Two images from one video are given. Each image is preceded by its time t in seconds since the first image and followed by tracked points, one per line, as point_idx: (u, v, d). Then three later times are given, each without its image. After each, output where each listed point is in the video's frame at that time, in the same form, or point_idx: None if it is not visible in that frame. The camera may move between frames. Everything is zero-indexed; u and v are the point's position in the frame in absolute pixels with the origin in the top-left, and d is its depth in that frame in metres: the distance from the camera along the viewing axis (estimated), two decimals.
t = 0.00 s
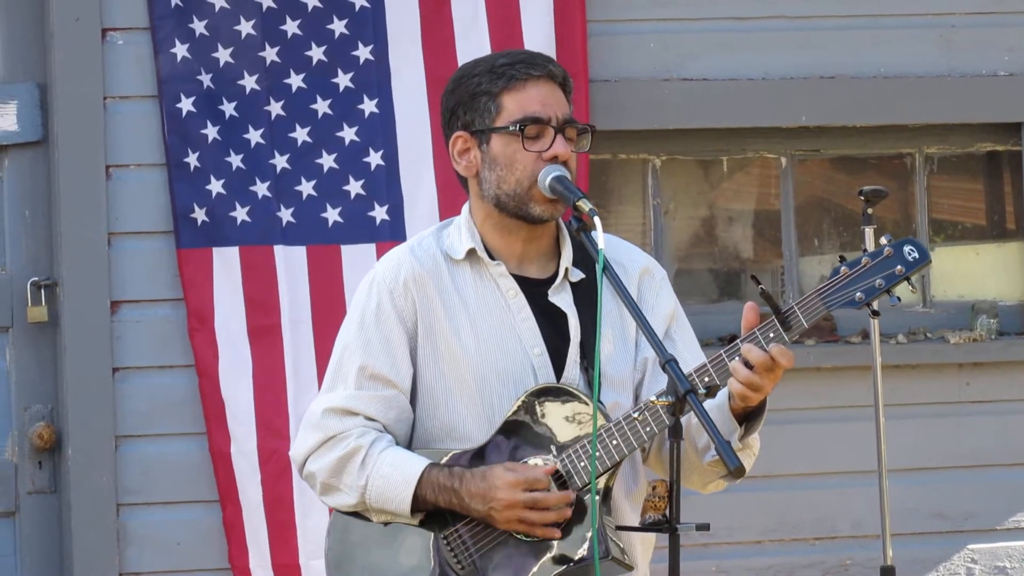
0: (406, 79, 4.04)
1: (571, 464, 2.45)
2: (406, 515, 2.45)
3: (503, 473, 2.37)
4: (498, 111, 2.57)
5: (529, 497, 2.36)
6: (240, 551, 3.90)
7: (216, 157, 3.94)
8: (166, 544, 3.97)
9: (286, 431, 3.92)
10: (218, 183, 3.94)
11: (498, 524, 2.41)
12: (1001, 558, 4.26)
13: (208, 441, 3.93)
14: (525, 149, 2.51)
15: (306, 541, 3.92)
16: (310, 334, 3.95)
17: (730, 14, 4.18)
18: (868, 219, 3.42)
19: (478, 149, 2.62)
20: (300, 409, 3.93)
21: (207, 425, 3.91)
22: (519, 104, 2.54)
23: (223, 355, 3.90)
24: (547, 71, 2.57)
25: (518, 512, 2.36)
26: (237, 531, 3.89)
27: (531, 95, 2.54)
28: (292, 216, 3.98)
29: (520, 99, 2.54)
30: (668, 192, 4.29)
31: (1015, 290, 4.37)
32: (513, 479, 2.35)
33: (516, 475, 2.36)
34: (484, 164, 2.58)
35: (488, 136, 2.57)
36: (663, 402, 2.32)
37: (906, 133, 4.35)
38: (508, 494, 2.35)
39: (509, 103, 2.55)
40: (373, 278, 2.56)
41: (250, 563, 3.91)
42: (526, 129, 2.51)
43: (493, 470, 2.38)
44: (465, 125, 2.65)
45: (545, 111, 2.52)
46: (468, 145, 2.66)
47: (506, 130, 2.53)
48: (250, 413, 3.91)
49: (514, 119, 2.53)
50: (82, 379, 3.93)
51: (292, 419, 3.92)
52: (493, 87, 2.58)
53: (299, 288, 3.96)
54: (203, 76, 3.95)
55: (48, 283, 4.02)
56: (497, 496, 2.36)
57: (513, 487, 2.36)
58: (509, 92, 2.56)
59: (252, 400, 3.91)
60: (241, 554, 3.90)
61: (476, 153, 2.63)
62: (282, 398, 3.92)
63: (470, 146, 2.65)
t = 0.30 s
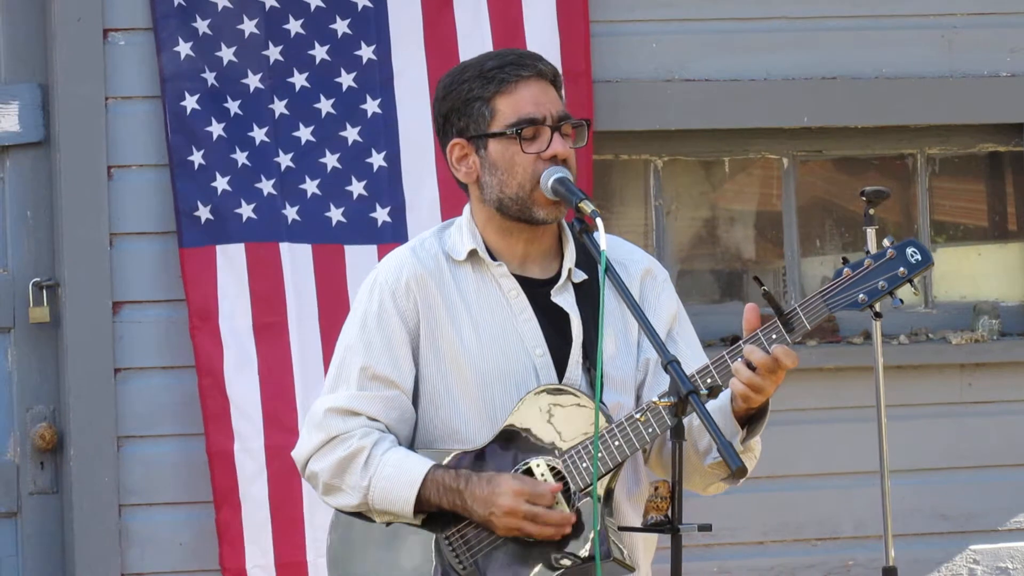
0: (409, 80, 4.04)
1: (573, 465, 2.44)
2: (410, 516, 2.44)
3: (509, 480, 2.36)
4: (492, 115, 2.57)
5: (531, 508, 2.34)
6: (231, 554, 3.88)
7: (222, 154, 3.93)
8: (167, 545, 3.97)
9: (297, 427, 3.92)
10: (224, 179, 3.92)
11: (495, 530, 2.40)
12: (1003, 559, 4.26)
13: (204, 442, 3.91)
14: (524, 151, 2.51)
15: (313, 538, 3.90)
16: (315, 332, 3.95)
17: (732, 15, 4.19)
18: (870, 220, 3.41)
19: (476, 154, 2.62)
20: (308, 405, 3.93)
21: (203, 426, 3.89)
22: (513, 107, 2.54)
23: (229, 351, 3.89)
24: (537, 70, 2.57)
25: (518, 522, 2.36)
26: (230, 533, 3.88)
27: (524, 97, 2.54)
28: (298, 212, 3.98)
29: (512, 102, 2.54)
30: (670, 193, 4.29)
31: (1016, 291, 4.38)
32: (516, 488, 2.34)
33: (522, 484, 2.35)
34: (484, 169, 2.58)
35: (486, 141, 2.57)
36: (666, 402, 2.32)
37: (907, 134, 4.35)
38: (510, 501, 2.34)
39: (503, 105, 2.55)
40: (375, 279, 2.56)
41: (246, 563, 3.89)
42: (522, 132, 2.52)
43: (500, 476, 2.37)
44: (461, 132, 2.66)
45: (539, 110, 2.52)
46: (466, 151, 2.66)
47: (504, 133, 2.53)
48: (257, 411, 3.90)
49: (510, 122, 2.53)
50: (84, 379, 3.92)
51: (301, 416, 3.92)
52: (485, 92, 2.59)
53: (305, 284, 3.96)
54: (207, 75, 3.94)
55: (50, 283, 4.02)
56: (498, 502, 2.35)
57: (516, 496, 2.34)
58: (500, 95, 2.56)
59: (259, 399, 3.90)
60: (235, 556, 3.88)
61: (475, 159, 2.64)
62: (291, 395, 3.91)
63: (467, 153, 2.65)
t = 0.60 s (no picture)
0: (410, 80, 4.04)
1: (574, 467, 2.43)
2: (410, 513, 2.45)
3: (504, 469, 2.37)
4: (494, 115, 2.57)
5: (531, 492, 2.35)
6: (220, 550, 3.86)
7: (223, 153, 3.92)
8: (167, 546, 3.97)
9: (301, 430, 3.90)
10: (229, 178, 3.92)
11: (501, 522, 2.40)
12: (1004, 559, 4.26)
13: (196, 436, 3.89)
14: (524, 152, 2.51)
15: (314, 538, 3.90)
16: (315, 335, 3.94)
17: (733, 15, 4.18)
18: (870, 220, 3.41)
19: (478, 154, 2.62)
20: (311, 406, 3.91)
21: (196, 420, 3.87)
22: (515, 108, 2.54)
23: (233, 341, 3.88)
24: (540, 71, 2.56)
25: (522, 507, 2.35)
26: (219, 529, 3.86)
27: (526, 97, 2.54)
28: (297, 216, 3.98)
29: (513, 102, 2.54)
30: (671, 193, 4.29)
31: (1017, 291, 4.39)
32: (513, 475, 2.35)
33: (517, 471, 2.36)
34: (485, 169, 2.59)
35: (487, 141, 2.57)
36: (667, 403, 2.32)
37: (908, 134, 4.35)
38: (509, 489, 2.34)
39: (504, 106, 2.55)
40: (376, 280, 2.56)
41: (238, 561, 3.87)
42: (523, 133, 2.51)
43: (494, 467, 2.38)
44: (463, 132, 2.66)
45: (541, 111, 2.52)
46: (468, 151, 2.66)
47: (505, 134, 2.53)
48: (263, 409, 3.89)
49: (512, 123, 2.53)
50: (85, 380, 3.93)
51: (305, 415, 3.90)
52: (487, 92, 2.59)
53: (305, 286, 3.95)
54: (209, 75, 3.93)
55: (51, 283, 4.02)
56: (498, 492, 2.35)
57: (513, 482, 2.35)
58: (501, 95, 2.56)
59: (265, 399, 3.89)
60: (225, 554, 3.86)
61: (477, 159, 2.63)
62: (295, 400, 3.90)
63: (469, 154, 2.65)
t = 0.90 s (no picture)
0: (412, 79, 4.04)
1: (578, 465, 2.44)
2: (412, 513, 2.45)
3: (507, 470, 2.36)
4: (494, 115, 2.57)
5: (533, 495, 2.35)
6: (237, 540, 3.85)
7: (221, 158, 3.93)
8: (169, 546, 3.97)
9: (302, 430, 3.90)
10: (225, 184, 3.93)
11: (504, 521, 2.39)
12: (1006, 558, 4.26)
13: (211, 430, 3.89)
14: (524, 153, 2.51)
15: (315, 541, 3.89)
16: (313, 338, 3.93)
17: (734, 14, 4.18)
18: (871, 220, 3.38)
19: (478, 154, 2.62)
20: (307, 406, 3.91)
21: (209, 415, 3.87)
22: (514, 108, 2.54)
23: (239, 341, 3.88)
24: (540, 71, 2.56)
25: (523, 510, 2.35)
26: (235, 522, 3.86)
27: (526, 98, 2.54)
28: (298, 216, 3.98)
29: (513, 103, 2.54)
30: (672, 192, 4.29)
31: (1018, 290, 4.39)
32: (515, 477, 2.35)
33: (520, 472, 2.35)
34: (486, 169, 2.59)
35: (487, 141, 2.58)
36: (669, 402, 2.32)
37: (909, 133, 4.35)
38: (512, 491, 2.35)
39: (504, 106, 2.55)
40: (378, 279, 2.56)
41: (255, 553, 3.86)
42: (523, 134, 2.51)
43: (496, 468, 2.37)
44: (464, 132, 2.66)
45: (541, 111, 2.52)
46: (469, 151, 2.66)
47: (506, 134, 2.53)
48: (263, 413, 3.88)
49: (512, 124, 2.53)
50: (87, 379, 3.93)
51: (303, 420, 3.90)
52: (487, 92, 2.59)
53: (303, 288, 3.95)
54: (208, 77, 3.94)
55: (53, 284, 4.02)
56: (500, 494, 2.35)
57: (515, 484, 2.35)
58: (502, 96, 2.56)
59: (265, 401, 3.88)
60: (243, 545, 3.85)
61: (478, 159, 2.64)
62: (291, 401, 3.90)
63: (470, 154, 2.66)
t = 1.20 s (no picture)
0: (415, 79, 4.04)
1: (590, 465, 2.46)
2: (424, 510, 2.43)
3: (526, 467, 2.37)
4: (493, 117, 2.57)
5: (555, 489, 2.36)
6: (231, 545, 3.85)
7: (221, 158, 3.93)
8: (172, 545, 3.97)
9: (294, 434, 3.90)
10: (224, 184, 3.93)
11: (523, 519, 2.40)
12: (1009, 557, 4.26)
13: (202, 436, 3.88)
14: (524, 154, 2.50)
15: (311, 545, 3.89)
16: (314, 339, 3.94)
17: (737, 13, 4.19)
18: (875, 219, 3.37)
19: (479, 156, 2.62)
20: (304, 408, 3.91)
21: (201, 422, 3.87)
22: (513, 109, 2.54)
23: (228, 351, 3.88)
24: (537, 71, 2.56)
25: (546, 505, 2.37)
26: (227, 526, 3.85)
27: (524, 98, 2.53)
28: (300, 216, 3.98)
29: (511, 104, 2.54)
30: (675, 192, 4.29)
31: (1020, 289, 4.39)
32: (537, 473, 2.36)
33: (541, 469, 2.36)
34: (489, 171, 2.58)
35: (487, 143, 2.57)
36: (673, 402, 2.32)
37: (912, 132, 4.35)
38: (533, 489, 2.35)
39: (503, 108, 2.55)
40: (386, 274, 2.55)
41: (252, 556, 3.86)
42: (522, 135, 2.51)
43: (516, 465, 2.37)
44: (465, 135, 2.66)
45: (539, 111, 2.52)
46: (471, 154, 2.66)
47: (504, 136, 2.53)
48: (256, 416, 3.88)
49: (510, 126, 2.53)
50: (90, 379, 3.93)
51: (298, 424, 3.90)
52: (486, 95, 2.59)
53: (303, 289, 3.95)
54: (210, 76, 3.94)
55: (56, 283, 4.03)
56: (522, 491, 2.36)
57: (537, 481, 2.36)
58: (501, 99, 2.56)
59: (256, 403, 3.88)
60: (238, 549, 3.85)
61: (480, 161, 2.63)
62: (286, 403, 3.90)
63: (471, 156, 2.65)
